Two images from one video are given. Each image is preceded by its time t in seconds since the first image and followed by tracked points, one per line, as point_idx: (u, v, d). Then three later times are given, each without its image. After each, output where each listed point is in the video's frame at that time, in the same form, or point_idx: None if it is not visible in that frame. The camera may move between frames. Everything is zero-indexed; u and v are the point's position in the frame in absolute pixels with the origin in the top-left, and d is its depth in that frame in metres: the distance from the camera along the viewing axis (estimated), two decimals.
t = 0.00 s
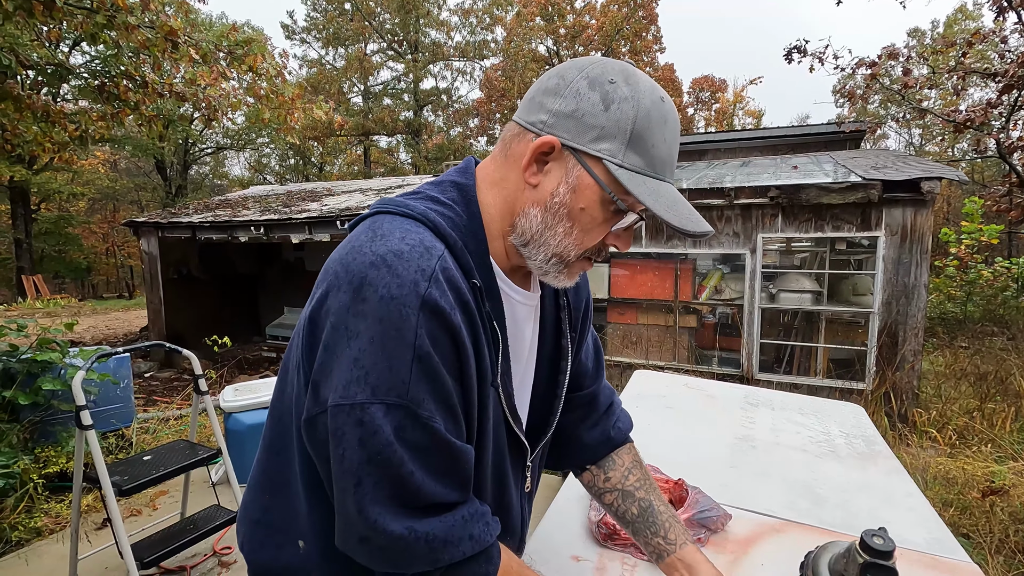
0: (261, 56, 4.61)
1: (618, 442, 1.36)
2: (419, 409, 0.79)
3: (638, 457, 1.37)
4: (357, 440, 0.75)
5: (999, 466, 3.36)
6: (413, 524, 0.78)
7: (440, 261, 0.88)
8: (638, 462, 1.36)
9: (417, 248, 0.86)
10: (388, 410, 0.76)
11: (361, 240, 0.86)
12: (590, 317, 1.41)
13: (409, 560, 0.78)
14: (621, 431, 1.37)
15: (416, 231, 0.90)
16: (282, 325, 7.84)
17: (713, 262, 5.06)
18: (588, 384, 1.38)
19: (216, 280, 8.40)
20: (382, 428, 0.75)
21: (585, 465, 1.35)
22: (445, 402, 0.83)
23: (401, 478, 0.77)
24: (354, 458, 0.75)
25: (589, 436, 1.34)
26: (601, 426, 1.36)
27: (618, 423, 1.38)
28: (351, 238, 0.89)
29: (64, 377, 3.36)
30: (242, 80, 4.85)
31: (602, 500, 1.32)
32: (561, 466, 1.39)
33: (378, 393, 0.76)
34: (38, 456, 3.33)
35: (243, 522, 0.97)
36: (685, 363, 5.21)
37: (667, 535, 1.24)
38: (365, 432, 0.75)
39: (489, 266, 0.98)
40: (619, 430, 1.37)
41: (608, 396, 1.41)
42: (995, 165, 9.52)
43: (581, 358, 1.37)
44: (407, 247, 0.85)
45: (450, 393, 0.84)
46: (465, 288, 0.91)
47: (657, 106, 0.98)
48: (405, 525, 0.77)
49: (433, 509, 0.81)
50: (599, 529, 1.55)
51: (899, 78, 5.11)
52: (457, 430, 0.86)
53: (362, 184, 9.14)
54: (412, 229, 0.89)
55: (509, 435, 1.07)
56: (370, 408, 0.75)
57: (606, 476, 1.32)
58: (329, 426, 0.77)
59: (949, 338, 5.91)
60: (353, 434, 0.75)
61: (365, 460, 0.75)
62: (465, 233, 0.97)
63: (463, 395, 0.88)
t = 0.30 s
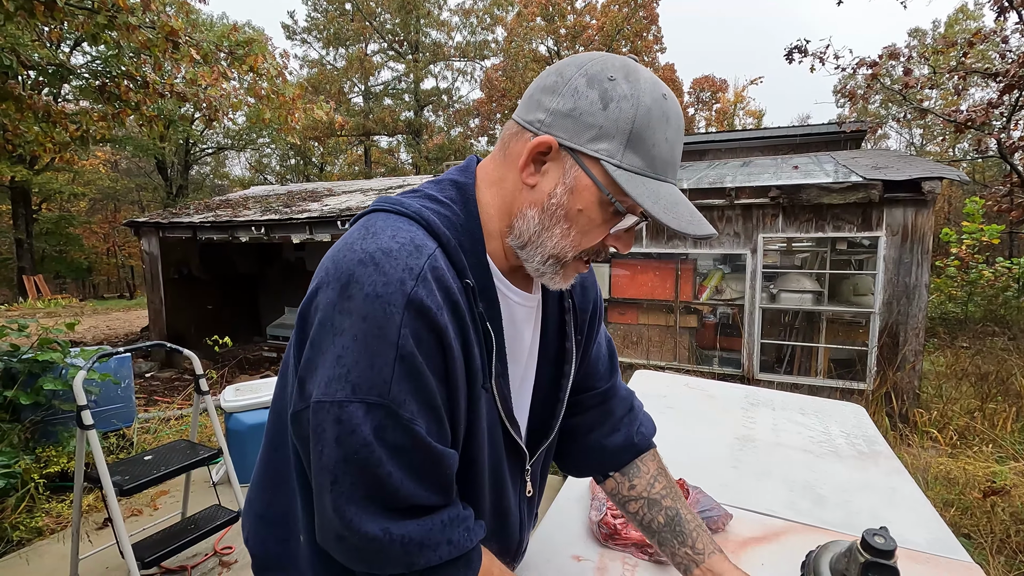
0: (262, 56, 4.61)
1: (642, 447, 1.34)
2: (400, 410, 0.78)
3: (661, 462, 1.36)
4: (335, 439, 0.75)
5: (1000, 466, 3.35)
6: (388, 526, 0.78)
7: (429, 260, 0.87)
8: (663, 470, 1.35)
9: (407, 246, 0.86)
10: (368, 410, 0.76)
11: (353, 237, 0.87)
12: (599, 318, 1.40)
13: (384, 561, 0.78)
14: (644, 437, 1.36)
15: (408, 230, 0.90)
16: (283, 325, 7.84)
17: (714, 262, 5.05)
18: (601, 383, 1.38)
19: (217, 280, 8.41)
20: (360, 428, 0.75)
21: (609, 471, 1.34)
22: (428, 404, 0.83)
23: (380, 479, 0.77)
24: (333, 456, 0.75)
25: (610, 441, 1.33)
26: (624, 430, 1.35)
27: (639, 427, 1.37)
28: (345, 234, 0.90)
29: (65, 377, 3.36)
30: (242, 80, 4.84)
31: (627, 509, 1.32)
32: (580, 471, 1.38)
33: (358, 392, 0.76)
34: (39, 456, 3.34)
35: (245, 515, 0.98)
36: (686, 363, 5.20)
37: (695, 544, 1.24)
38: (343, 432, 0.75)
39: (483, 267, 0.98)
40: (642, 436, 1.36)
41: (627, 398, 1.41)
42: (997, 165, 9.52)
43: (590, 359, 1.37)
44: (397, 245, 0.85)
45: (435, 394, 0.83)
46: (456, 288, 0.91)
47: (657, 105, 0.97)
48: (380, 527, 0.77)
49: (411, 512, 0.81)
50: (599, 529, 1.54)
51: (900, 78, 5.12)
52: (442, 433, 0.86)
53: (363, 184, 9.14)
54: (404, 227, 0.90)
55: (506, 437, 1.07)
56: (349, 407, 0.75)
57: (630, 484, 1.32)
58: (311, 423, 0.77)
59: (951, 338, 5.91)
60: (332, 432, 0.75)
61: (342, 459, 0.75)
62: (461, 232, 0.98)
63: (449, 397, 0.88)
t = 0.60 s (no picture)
0: (264, 57, 4.62)
1: (633, 433, 1.35)
2: (413, 413, 0.78)
3: (652, 447, 1.37)
4: (355, 445, 0.75)
5: (1003, 468, 3.34)
6: (421, 522, 0.78)
7: (430, 265, 0.88)
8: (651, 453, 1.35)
9: (407, 252, 0.86)
10: (382, 414, 0.76)
11: (352, 246, 0.87)
12: (597, 314, 1.41)
13: (420, 559, 0.79)
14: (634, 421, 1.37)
15: (407, 235, 0.90)
16: (284, 325, 7.85)
17: (716, 262, 5.04)
18: (599, 377, 1.38)
19: (219, 281, 8.42)
20: (377, 433, 0.75)
21: (601, 457, 1.35)
22: (439, 406, 0.83)
23: (403, 481, 0.77)
24: (353, 463, 0.75)
25: (603, 428, 1.34)
26: (615, 417, 1.36)
27: (630, 413, 1.38)
28: (343, 243, 0.90)
29: (67, 377, 3.37)
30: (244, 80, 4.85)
31: (617, 492, 1.33)
32: (575, 460, 1.40)
33: (371, 397, 0.76)
34: (42, 456, 3.34)
35: (249, 527, 0.98)
36: (688, 364, 5.19)
37: (681, 522, 1.24)
38: (361, 437, 0.75)
39: (484, 266, 0.99)
40: (632, 421, 1.37)
41: (620, 387, 1.41)
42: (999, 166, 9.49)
43: (590, 353, 1.37)
44: (397, 252, 0.85)
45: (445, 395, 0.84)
46: (458, 290, 0.91)
47: (637, 68, 0.93)
48: (413, 524, 0.77)
49: (438, 508, 0.81)
50: (603, 530, 1.54)
51: (902, 79, 5.11)
52: (456, 431, 0.86)
53: (365, 184, 9.15)
54: (403, 233, 0.90)
55: (512, 432, 1.07)
56: (364, 412, 0.75)
57: (621, 468, 1.32)
58: (327, 432, 0.77)
59: (954, 339, 5.89)
60: (350, 439, 0.75)
61: (365, 464, 0.75)
62: (461, 233, 0.98)
63: (459, 397, 0.88)
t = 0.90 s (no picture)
0: (266, 58, 4.63)
1: (632, 449, 1.36)
2: (438, 388, 0.79)
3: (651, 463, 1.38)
4: (392, 419, 0.74)
5: (1006, 469, 3.33)
6: (480, 479, 0.78)
7: (434, 261, 0.90)
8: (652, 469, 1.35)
9: (410, 250, 0.89)
10: (410, 391, 0.77)
11: (357, 250, 0.89)
12: (602, 337, 1.43)
13: (488, 517, 0.77)
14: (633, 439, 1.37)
15: (409, 237, 0.92)
16: (287, 326, 7.87)
17: (718, 263, 5.04)
18: (605, 402, 1.38)
19: (222, 281, 8.44)
20: (411, 405, 0.75)
21: (600, 475, 1.34)
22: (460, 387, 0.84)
23: (447, 446, 0.77)
24: (397, 436, 0.74)
25: (602, 445, 1.34)
26: (613, 437, 1.36)
27: (629, 433, 1.39)
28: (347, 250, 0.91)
29: (71, 377, 3.38)
30: (247, 81, 4.84)
31: (620, 506, 1.30)
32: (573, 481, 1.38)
33: (397, 376, 0.76)
34: (46, 456, 3.36)
35: (257, 525, 0.98)
36: (690, 364, 5.19)
37: (692, 524, 1.23)
38: (398, 410, 0.74)
39: (487, 269, 1.00)
40: (632, 439, 1.37)
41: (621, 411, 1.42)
42: (1002, 165, 9.46)
43: (596, 378, 1.38)
44: (400, 250, 0.88)
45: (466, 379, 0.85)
46: (463, 286, 0.93)
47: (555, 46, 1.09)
48: (474, 481, 0.77)
49: (490, 471, 0.81)
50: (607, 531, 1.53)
51: (905, 79, 5.09)
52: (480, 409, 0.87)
53: (367, 184, 9.15)
54: (404, 235, 0.92)
55: (515, 436, 1.06)
56: (393, 389, 0.75)
57: (624, 481, 1.32)
58: (358, 418, 0.75)
59: (956, 341, 5.89)
60: (386, 417, 0.74)
61: (408, 434, 0.75)
62: (462, 237, 1.00)
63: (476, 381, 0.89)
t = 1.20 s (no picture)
0: (269, 59, 4.62)
1: (628, 466, 1.36)
2: (420, 413, 0.80)
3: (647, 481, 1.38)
4: (369, 441, 0.76)
5: (1009, 470, 3.33)
6: (445, 508, 0.80)
7: (429, 282, 0.90)
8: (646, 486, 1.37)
9: (408, 270, 0.89)
10: (391, 414, 0.78)
11: (359, 265, 0.89)
12: (606, 349, 1.42)
13: (447, 546, 0.79)
14: (629, 457, 1.37)
15: (408, 256, 0.92)
16: (289, 327, 7.88)
17: (719, 263, 5.04)
18: (605, 416, 1.37)
19: (224, 282, 8.46)
20: (390, 428, 0.77)
21: (595, 489, 1.34)
22: (444, 411, 0.84)
23: (418, 473, 0.78)
24: (371, 457, 0.76)
25: (599, 460, 1.33)
26: (611, 451, 1.35)
27: (626, 449, 1.38)
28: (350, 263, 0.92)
29: (74, 377, 3.39)
30: (250, 83, 4.80)
31: (612, 522, 1.32)
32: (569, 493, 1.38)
33: (380, 398, 0.77)
34: (49, 456, 3.37)
35: (261, 521, 0.99)
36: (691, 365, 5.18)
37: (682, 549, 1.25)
38: (375, 433, 0.76)
39: (485, 286, 1.01)
40: (629, 456, 1.37)
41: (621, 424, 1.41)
42: (1005, 165, 9.44)
43: (596, 392, 1.37)
44: (399, 270, 0.88)
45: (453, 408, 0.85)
46: (456, 305, 0.93)
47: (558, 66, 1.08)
48: (438, 509, 0.79)
49: (458, 499, 0.82)
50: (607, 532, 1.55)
51: (907, 79, 5.08)
52: (465, 433, 0.88)
53: (369, 185, 9.16)
54: (404, 254, 0.92)
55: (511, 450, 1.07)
56: (374, 410, 0.76)
57: (617, 497, 1.33)
58: (339, 433, 0.77)
59: (959, 342, 5.88)
60: (364, 438, 0.76)
61: (382, 457, 0.76)
62: (460, 256, 1.00)
63: (462, 405, 0.89)
